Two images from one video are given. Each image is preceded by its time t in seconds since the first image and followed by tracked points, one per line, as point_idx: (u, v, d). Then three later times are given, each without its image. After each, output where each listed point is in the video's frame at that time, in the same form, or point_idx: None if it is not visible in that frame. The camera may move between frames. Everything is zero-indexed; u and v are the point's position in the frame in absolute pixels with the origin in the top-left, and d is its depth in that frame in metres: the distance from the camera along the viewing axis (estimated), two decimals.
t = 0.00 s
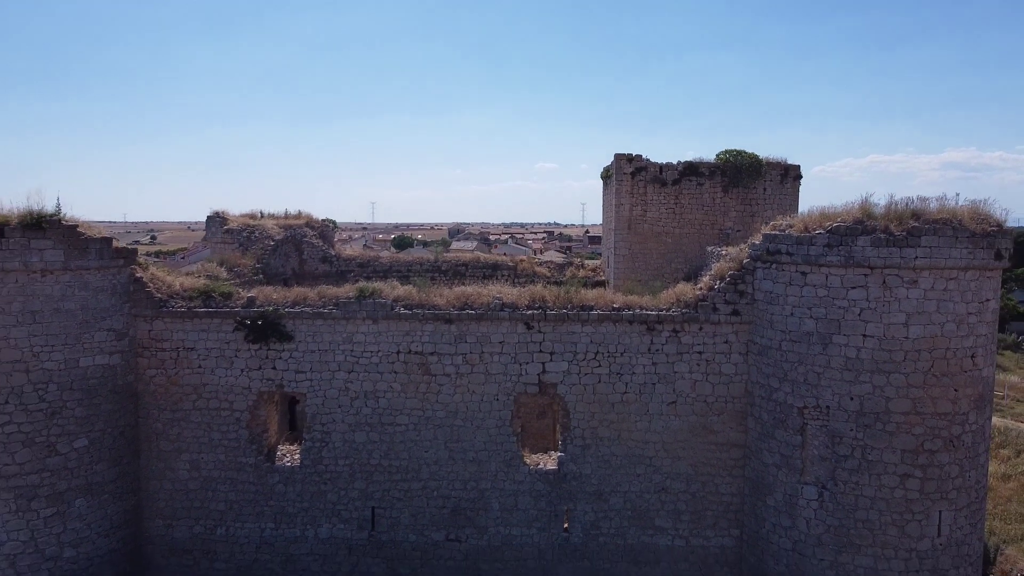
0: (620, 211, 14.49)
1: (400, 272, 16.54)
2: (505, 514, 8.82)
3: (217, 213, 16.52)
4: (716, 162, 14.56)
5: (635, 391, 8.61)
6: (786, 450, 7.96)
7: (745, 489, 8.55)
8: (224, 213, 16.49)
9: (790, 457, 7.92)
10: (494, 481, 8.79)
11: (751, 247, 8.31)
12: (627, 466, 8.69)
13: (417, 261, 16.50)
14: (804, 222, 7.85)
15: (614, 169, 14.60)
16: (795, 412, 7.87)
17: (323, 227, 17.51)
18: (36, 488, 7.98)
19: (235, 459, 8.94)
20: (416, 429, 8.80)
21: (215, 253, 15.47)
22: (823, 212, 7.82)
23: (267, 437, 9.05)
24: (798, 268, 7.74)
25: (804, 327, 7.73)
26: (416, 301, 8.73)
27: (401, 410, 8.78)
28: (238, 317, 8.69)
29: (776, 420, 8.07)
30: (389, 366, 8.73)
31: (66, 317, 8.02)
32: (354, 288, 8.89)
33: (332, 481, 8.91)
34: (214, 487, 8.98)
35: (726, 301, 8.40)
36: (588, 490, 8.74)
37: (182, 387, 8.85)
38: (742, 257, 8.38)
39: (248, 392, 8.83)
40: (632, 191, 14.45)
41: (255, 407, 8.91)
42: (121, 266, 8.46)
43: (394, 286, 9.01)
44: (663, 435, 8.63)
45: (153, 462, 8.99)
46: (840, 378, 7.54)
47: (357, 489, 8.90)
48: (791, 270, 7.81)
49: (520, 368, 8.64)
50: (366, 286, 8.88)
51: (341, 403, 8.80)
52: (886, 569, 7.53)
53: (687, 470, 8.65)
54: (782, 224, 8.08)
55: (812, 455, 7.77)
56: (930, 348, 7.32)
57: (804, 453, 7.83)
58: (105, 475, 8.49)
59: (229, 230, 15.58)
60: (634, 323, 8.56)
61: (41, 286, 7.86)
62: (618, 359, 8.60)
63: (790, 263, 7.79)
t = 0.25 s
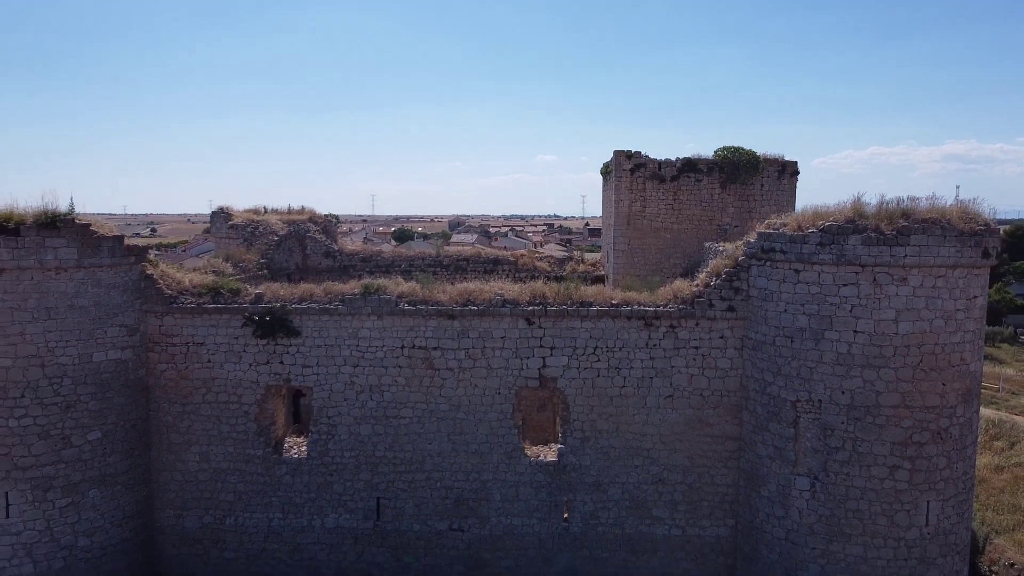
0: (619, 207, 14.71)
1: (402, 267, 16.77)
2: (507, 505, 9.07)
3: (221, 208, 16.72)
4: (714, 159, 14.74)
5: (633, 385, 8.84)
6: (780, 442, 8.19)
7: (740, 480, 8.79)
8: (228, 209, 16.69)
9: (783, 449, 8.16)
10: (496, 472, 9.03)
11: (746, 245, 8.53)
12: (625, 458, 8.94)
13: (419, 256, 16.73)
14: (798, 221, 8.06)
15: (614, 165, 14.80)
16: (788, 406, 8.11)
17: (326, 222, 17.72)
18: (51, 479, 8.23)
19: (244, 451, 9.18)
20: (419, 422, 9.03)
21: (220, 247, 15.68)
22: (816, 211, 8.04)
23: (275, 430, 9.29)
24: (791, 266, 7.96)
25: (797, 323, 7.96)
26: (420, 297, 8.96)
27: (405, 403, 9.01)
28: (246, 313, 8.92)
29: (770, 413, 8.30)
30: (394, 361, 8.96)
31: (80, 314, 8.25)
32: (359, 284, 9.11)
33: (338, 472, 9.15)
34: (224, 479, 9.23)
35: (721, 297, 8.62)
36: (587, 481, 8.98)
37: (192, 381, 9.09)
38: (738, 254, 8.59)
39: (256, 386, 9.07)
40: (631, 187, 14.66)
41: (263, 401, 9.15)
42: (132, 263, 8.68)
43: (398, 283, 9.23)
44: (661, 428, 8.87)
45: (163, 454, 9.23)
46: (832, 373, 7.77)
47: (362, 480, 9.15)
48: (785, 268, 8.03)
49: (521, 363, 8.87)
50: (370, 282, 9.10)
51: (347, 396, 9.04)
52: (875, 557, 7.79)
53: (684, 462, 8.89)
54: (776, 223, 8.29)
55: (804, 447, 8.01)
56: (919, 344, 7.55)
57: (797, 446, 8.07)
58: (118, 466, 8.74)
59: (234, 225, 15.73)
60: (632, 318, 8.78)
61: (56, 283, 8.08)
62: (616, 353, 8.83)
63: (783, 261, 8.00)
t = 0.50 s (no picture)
0: (619, 203, 14.96)
1: (404, 261, 17.02)
2: (509, 494, 9.35)
3: (226, 204, 16.96)
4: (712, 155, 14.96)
5: (631, 379, 9.11)
6: (773, 434, 8.46)
7: (734, 471, 9.06)
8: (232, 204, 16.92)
9: (776, 441, 8.43)
10: (498, 463, 9.31)
11: (741, 243, 8.77)
12: (624, 449, 9.21)
13: (421, 251, 16.98)
14: (791, 219, 8.31)
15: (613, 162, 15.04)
16: (781, 399, 8.37)
17: (329, 217, 17.97)
18: (68, 470, 8.51)
19: (253, 443, 9.45)
20: (424, 415, 9.30)
21: (225, 242, 15.93)
22: (808, 210, 8.28)
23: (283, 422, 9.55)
24: (785, 264, 8.21)
25: (790, 319, 8.21)
26: (425, 293, 9.21)
27: (410, 396, 9.28)
28: (255, 309, 9.18)
29: (763, 406, 8.57)
30: (398, 355, 9.22)
31: (95, 310, 8.50)
32: (365, 281, 9.37)
33: (344, 463, 9.43)
34: (234, 469, 9.50)
35: (717, 294, 8.87)
36: (587, 472, 9.26)
37: (202, 374, 9.35)
38: (733, 252, 8.84)
39: (265, 380, 9.33)
40: (630, 183, 14.90)
41: (272, 394, 9.41)
42: (144, 260, 8.93)
43: (403, 280, 9.48)
44: (658, 420, 9.14)
45: (175, 445, 9.50)
46: (824, 367, 8.03)
47: (368, 471, 9.42)
48: (778, 266, 8.27)
49: (523, 357, 9.13)
50: (376, 279, 9.36)
51: (353, 389, 9.30)
52: (864, 545, 8.07)
53: (680, 453, 9.16)
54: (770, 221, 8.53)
55: (797, 439, 8.28)
56: (907, 339, 7.81)
57: (790, 437, 8.33)
58: (131, 458, 9.02)
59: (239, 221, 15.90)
60: (630, 314, 9.04)
61: (71, 280, 8.33)
62: (615, 348, 9.09)
63: (777, 259, 8.25)
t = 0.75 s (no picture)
0: (618, 199, 15.20)
1: (407, 257, 17.25)
2: (510, 486, 9.60)
3: (230, 200, 17.17)
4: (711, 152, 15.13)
5: (630, 373, 9.35)
6: (767, 427, 8.71)
7: (730, 463, 9.31)
8: (236, 200, 17.13)
9: (771, 433, 8.68)
10: (500, 455, 9.56)
11: (737, 241, 8.99)
12: (622, 441, 9.46)
13: (423, 246, 17.20)
14: (786, 218, 8.53)
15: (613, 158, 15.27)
16: (775, 393, 8.61)
17: (332, 213, 18.18)
18: (82, 462, 8.76)
19: (261, 436, 9.69)
20: (427, 408, 9.55)
21: (230, 238, 16.06)
22: (802, 210, 8.50)
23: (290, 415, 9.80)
24: (779, 262, 8.43)
25: (784, 315, 8.44)
26: (428, 290, 9.43)
27: (414, 390, 9.52)
28: (263, 305, 9.41)
29: (758, 400, 8.81)
30: (403, 350, 9.46)
31: (107, 306, 8.74)
32: (370, 278, 9.59)
33: (350, 455, 9.68)
34: (242, 461, 9.75)
35: (713, 291, 9.10)
36: (586, 464, 9.51)
37: (212, 369, 9.59)
38: (729, 250, 9.06)
39: (273, 374, 9.57)
40: (629, 180, 15.13)
41: (280, 388, 9.65)
42: (155, 258, 9.15)
43: (407, 276, 9.70)
44: (655, 413, 9.38)
45: (185, 438, 9.74)
46: (816, 362, 8.27)
47: (373, 463, 9.67)
48: (773, 263, 8.50)
49: (524, 352, 9.37)
50: (381, 276, 9.58)
51: (359, 383, 9.54)
52: (855, 534, 8.33)
53: (677, 445, 9.41)
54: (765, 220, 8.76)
55: (790, 432, 8.52)
56: (897, 335, 8.04)
57: (784, 430, 8.58)
58: (143, 450, 9.27)
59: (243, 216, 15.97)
60: (629, 310, 9.27)
61: (85, 278, 8.56)
62: (614, 343, 9.33)
63: (771, 257, 8.47)
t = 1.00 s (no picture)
0: (617, 194, 15.43)
1: (409, 251, 17.49)
2: (512, 476, 9.89)
3: (235, 195, 17.39)
4: (709, 148, 15.36)
5: (628, 366, 9.62)
6: (762, 419, 8.98)
7: (725, 454, 9.59)
8: (241, 196, 17.35)
9: (765, 425, 8.96)
10: (502, 446, 9.84)
11: (733, 238, 9.24)
12: (621, 433, 9.73)
13: (425, 240, 17.44)
14: (780, 217, 8.77)
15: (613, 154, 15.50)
16: (769, 386, 8.88)
17: (335, 208, 18.42)
18: (98, 452, 9.04)
19: (270, 427, 9.97)
20: (431, 401, 9.82)
21: (235, 232, 16.33)
22: (796, 208, 8.75)
23: (298, 408, 10.07)
24: (773, 259, 8.68)
25: (778, 311, 8.70)
26: (433, 286, 9.69)
27: (418, 383, 9.79)
28: (272, 300, 9.67)
29: (752, 393, 9.08)
30: (408, 345, 9.72)
31: (121, 302, 9.00)
32: (376, 274, 9.85)
33: (357, 446, 9.96)
34: (252, 452, 10.03)
35: (710, 287, 9.36)
36: (586, 455, 9.80)
37: (222, 362, 9.86)
38: (725, 247, 9.31)
39: (281, 367, 9.84)
40: (629, 175, 15.36)
41: (288, 381, 9.92)
42: (166, 255, 9.41)
43: (412, 272, 9.96)
44: (653, 406, 9.65)
45: (196, 429, 10.02)
46: (809, 356, 8.54)
47: (379, 454, 9.95)
48: (767, 260, 8.75)
49: (526, 346, 9.63)
50: (386, 272, 9.84)
51: (365, 377, 9.82)
52: (846, 522, 8.61)
53: (674, 437, 9.69)
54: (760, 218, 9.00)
55: (784, 424, 8.80)
56: (887, 330, 8.30)
57: (777, 422, 8.86)
58: (156, 441, 9.55)
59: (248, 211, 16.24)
60: (627, 305, 9.53)
61: (99, 274, 8.81)
62: (613, 337, 9.59)
63: (766, 254, 8.73)
